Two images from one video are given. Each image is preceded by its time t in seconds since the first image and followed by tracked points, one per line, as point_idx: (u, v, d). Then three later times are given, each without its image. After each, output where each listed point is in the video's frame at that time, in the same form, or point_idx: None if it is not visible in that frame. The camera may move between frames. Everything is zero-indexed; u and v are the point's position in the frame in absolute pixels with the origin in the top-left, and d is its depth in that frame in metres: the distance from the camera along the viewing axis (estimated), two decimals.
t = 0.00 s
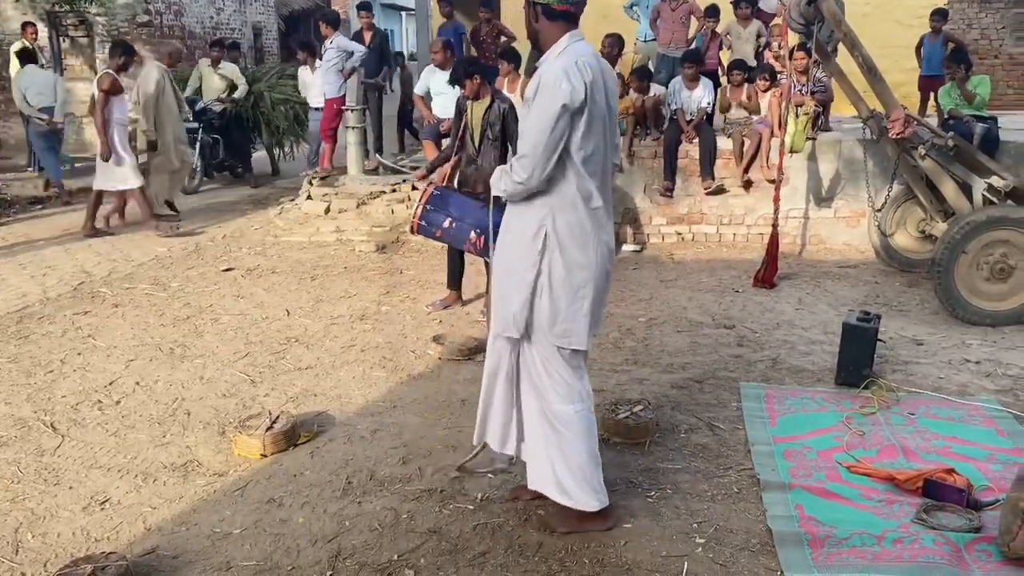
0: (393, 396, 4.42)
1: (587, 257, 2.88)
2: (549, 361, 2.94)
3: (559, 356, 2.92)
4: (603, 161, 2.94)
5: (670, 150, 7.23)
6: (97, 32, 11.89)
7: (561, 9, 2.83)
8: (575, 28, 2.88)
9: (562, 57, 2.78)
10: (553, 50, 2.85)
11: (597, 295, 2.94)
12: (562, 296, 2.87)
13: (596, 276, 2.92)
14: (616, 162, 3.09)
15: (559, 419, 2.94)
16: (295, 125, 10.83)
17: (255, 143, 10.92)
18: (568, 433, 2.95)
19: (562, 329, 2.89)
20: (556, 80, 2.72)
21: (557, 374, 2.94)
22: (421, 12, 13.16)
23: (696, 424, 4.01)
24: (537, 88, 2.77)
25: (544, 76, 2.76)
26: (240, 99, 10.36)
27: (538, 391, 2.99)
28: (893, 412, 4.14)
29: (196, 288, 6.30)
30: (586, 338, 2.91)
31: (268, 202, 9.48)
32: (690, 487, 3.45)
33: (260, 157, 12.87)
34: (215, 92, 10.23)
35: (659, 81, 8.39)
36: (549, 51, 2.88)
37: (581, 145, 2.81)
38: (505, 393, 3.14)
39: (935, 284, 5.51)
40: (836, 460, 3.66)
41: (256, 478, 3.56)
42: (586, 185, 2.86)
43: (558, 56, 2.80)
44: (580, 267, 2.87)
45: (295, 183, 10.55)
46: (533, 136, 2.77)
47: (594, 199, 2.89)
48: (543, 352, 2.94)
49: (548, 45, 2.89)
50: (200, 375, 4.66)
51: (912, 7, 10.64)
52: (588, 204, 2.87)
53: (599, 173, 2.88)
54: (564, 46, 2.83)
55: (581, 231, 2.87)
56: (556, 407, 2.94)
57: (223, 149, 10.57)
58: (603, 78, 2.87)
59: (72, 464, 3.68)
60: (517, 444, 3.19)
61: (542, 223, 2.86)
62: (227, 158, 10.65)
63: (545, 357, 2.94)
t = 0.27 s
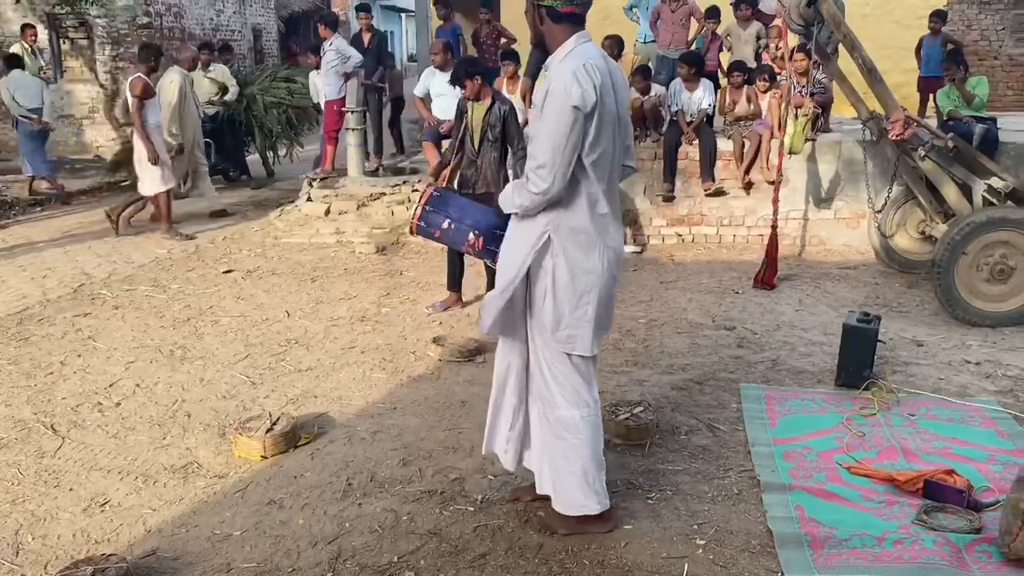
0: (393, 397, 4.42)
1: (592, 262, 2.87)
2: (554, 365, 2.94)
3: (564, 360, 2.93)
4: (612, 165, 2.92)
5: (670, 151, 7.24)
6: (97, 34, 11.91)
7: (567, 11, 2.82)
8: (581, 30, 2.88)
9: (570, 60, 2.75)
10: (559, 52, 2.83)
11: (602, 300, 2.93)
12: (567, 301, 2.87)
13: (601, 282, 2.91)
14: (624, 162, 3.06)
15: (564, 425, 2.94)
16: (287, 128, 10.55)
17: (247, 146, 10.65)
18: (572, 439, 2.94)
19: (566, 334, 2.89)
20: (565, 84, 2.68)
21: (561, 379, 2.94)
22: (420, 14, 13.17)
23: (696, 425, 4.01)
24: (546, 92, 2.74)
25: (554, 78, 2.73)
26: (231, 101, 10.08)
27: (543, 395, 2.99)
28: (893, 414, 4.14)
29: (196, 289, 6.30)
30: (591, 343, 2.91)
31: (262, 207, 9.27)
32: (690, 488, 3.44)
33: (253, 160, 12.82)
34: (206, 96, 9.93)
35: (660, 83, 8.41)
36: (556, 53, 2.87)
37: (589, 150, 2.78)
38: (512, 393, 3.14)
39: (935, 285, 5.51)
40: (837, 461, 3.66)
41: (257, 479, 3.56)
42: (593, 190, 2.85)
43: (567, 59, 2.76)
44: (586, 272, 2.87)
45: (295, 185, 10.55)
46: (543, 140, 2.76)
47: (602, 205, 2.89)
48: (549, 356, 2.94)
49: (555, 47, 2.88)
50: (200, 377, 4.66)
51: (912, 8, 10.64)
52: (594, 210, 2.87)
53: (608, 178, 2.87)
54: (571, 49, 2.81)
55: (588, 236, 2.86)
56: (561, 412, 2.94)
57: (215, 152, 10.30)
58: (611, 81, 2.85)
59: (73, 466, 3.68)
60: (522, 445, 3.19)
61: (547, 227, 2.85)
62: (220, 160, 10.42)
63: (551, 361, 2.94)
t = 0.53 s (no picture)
0: (394, 399, 4.42)
1: (598, 271, 2.85)
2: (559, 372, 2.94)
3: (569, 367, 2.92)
4: (620, 171, 2.90)
5: (670, 154, 7.26)
6: (98, 36, 11.93)
7: (570, 14, 2.82)
8: (585, 34, 2.87)
9: (574, 68, 2.72)
10: (563, 58, 2.82)
11: (609, 307, 2.92)
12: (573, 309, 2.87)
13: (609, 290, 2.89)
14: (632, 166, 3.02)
15: (567, 432, 2.94)
16: (281, 131, 9.99)
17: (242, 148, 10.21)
18: (576, 446, 2.95)
19: (570, 341, 2.89)
20: (570, 94, 2.65)
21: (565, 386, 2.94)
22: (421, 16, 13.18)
23: (696, 427, 4.01)
24: (551, 101, 2.71)
25: (558, 83, 2.72)
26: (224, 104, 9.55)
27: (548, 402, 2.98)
28: (894, 416, 4.14)
29: (197, 291, 6.30)
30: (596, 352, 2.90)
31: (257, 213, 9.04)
32: (691, 490, 3.44)
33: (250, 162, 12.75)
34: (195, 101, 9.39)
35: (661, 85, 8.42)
36: (561, 58, 2.86)
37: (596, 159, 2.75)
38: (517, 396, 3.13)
39: (936, 287, 5.51)
40: (838, 463, 3.66)
41: (257, 482, 3.56)
42: (598, 197, 2.83)
43: (572, 67, 2.74)
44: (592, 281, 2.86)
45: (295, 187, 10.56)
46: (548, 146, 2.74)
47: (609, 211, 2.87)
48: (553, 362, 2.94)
49: (559, 51, 2.88)
50: (201, 379, 4.66)
51: (912, 10, 10.65)
52: (599, 217, 2.84)
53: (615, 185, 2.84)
54: (575, 56, 2.80)
55: (590, 242, 2.85)
56: (564, 418, 2.94)
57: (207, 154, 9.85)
58: (617, 86, 2.83)
59: (73, 468, 3.68)
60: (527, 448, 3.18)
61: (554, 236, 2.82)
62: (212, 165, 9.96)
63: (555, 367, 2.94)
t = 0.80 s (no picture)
0: (395, 401, 4.42)
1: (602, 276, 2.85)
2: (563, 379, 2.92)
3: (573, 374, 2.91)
4: (627, 175, 2.86)
5: (671, 156, 7.26)
6: (99, 38, 11.96)
7: (570, 18, 2.81)
8: (585, 39, 2.87)
9: (575, 74, 2.70)
10: (565, 64, 2.82)
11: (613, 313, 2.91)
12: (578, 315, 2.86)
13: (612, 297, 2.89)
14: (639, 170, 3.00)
15: (571, 436, 2.94)
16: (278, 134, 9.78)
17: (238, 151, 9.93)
18: (579, 451, 2.95)
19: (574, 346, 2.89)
20: (571, 101, 2.63)
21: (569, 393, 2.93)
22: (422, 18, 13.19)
23: (697, 429, 4.01)
24: (554, 108, 2.69)
25: (559, 91, 2.70)
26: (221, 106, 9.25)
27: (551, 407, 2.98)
28: (895, 417, 4.13)
29: (198, 293, 6.31)
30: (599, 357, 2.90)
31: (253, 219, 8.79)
32: (691, 492, 3.44)
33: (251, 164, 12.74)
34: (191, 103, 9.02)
35: (662, 86, 8.41)
36: (564, 63, 2.85)
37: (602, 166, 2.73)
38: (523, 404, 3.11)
39: (937, 288, 5.50)
40: (838, 466, 3.66)
41: (259, 483, 3.56)
42: (605, 203, 2.81)
43: (574, 73, 2.72)
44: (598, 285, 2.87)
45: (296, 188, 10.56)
46: (554, 155, 2.72)
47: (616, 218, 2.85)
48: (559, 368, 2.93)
49: (561, 58, 2.87)
50: (202, 380, 4.67)
51: (913, 12, 10.65)
52: (606, 223, 2.83)
53: (622, 190, 2.82)
54: (576, 62, 2.78)
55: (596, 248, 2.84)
56: (567, 423, 2.94)
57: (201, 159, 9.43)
58: (621, 91, 2.80)
59: (74, 470, 3.69)
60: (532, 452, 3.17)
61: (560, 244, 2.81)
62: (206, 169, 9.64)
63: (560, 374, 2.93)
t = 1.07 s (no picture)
0: (397, 402, 4.42)
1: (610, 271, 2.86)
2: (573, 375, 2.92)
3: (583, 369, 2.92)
4: (632, 169, 2.87)
5: (672, 158, 7.27)
6: (101, 40, 11.98)
7: (576, 16, 2.82)
8: (591, 38, 2.87)
9: (580, 70, 2.70)
10: (571, 62, 2.82)
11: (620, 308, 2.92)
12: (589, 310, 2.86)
13: (619, 289, 2.90)
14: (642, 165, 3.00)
15: (580, 431, 2.95)
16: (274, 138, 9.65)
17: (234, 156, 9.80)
18: (589, 445, 2.95)
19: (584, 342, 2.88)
20: (577, 96, 2.63)
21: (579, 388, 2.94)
22: (423, 20, 13.21)
23: (699, 430, 4.01)
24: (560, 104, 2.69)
25: (564, 88, 2.70)
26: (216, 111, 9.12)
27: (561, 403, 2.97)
28: (896, 418, 4.13)
29: (199, 294, 6.31)
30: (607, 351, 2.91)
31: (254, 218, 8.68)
32: (693, 493, 3.44)
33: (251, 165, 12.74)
34: (188, 105, 8.95)
35: (663, 88, 8.36)
36: (569, 61, 2.85)
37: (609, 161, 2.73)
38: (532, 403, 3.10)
39: (939, 290, 5.50)
40: (840, 466, 3.66)
41: (260, 484, 3.56)
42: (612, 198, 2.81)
43: (578, 70, 2.72)
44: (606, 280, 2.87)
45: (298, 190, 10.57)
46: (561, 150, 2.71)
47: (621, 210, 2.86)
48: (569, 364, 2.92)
49: (567, 56, 2.88)
50: (203, 381, 4.67)
51: (913, 14, 10.66)
52: (613, 218, 2.83)
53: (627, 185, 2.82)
54: (581, 60, 2.78)
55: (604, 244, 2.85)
56: (576, 417, 2.95)
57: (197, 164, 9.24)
58: (625, 87, 2.80)
59: (76, 471, 3.69)
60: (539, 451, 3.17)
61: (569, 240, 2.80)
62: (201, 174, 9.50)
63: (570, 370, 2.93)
